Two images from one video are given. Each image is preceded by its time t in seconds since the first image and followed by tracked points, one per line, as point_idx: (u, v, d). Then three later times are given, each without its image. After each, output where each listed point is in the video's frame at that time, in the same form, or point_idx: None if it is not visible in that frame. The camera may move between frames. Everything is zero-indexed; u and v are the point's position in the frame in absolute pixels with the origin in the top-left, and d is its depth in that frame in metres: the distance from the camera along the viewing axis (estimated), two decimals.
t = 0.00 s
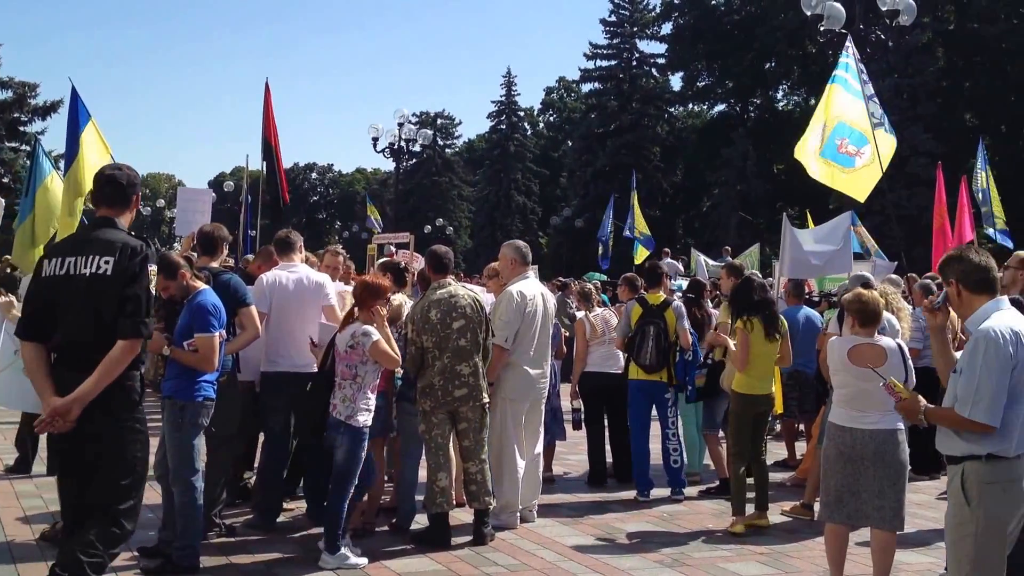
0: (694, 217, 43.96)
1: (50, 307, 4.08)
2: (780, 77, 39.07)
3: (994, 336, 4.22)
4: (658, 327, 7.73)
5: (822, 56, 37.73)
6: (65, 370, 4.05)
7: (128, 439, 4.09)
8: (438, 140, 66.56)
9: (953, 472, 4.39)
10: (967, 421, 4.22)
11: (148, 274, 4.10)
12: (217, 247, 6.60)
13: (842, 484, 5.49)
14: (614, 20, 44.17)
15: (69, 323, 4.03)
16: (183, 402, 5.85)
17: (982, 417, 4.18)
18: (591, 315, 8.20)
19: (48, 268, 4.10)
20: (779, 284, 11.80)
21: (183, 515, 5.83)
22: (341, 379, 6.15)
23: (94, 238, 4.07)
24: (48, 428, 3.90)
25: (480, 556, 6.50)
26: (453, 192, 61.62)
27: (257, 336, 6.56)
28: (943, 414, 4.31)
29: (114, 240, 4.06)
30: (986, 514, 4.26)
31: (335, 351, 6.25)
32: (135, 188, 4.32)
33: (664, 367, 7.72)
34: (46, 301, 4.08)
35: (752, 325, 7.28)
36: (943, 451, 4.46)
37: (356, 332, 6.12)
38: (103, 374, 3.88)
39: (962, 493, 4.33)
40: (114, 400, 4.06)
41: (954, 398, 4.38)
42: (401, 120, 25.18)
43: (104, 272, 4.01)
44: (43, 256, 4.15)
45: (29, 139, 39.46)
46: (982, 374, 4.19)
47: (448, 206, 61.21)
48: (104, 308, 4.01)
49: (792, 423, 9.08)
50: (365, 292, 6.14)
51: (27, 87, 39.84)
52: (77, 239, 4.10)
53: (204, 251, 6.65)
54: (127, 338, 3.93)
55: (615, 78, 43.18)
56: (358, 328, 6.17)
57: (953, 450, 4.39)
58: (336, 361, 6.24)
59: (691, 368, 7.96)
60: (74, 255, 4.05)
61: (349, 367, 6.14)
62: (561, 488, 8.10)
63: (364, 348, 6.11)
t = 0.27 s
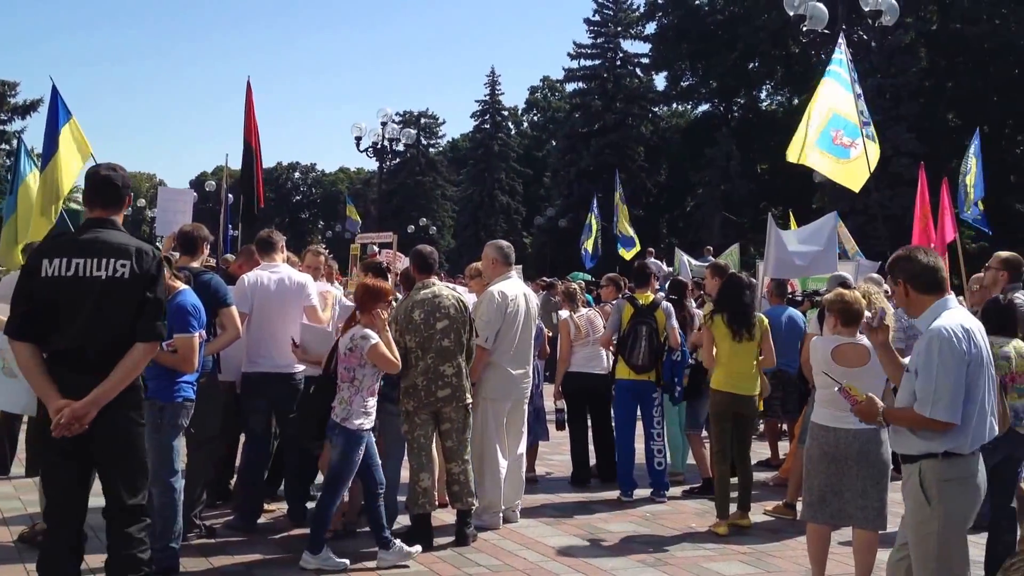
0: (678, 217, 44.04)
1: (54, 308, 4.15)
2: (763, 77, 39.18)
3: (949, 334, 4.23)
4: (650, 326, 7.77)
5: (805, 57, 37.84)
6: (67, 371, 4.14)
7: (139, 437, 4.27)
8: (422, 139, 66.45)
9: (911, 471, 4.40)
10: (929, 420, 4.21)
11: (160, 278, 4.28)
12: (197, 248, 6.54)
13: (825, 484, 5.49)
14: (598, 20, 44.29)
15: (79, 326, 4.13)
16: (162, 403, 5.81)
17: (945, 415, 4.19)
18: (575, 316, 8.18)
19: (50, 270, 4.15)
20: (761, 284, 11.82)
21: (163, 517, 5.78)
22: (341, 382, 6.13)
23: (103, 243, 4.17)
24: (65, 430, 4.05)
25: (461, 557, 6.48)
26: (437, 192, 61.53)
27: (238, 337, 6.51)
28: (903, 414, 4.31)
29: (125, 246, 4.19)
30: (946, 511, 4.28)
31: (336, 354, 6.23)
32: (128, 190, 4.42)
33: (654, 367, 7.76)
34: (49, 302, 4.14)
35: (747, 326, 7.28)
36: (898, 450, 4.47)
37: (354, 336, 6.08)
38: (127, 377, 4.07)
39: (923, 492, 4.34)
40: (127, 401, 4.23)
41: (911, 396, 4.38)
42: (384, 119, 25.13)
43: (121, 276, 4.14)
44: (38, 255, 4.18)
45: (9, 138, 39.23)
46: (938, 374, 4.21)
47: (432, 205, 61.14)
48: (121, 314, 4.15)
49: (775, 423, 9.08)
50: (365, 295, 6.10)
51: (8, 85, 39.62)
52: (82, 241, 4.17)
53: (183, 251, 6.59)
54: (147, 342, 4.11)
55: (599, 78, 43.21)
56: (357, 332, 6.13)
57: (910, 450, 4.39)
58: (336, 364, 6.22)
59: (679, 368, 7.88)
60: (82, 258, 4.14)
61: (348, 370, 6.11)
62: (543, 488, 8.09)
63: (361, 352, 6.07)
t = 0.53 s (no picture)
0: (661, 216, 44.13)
1: (70, 307, 4.17)
2: (746, 77, 39.25)
3: (902, 332, 4.25)
4: (641, 325, 7.79)
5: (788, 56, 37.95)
6: (83, 372, 4.20)
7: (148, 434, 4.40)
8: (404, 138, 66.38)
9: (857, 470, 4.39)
10: (884, 416, 4.21)
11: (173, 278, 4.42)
12: (178, 246, 6.50)
13: (806, 483, 5.52)
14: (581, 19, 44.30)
15: (101, 326, 4.20)
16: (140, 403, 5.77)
17: (899, 411, 4.20)
18: (560, 315, 8.18)
19: (69, 271, 4.16)
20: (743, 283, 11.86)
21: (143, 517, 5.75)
22: (358, 382, 6.11)
23: (125, 245, 4.24)
24: (95, 429, 4.15)
25: (444, 557, 6.47)
26: (420, 191, 61.49)
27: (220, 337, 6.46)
28: (851, 412, 4.28)
29: (144, 247, 4.29)
30: (896, 507, 4.30)
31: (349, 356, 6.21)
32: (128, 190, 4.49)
33: (644, 365, 7.74)
34: (67, 302, 4.17)
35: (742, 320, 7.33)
36: (842, 450, 4.46)
37: (367, 335, 6.08)
38: (156, 375, 4.24)
39: (872, 489, 4.34)
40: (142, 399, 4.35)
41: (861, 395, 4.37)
42: (366, 118, 25.08)
43: (145, 278, 4.26)
44: (50, 254, 4.16)
45: None
46: (891, 371, 4.20)
47: (414, 204, 61.10)
48: (144, 313, 4.27)
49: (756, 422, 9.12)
50: (376, 293, 6.13)
51: None
52: (100, 243, 4.21)
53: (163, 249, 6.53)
54: (170, 342, 4.29)
55: (582, 77, 43.20)
56: (370, 331, 6.14)
57: (858, 448, 4.39)
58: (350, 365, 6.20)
59: (670, 368, 8.02)
60: (104, 260, 4.19)
61: (364, 369, 6.09)
62: (525, 488, 8.09)
63: (377, 351, 6.07)
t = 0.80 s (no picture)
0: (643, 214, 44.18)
1: (77, 307, 4.24)
2: (726, 76, 39.22)
3: (843, 320, 4.43)
4: (628, 323, 7.80)
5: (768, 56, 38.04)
6: (91, 368, 4.27)
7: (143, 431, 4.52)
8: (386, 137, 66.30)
9: (796, 458, 4.58)
10: (819, 400, 4.39)
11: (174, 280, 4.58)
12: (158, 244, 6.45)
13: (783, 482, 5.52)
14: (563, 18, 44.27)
15: (110, 323, 4.29)
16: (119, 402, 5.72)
17: (836, 397, 4.38)
18: (541, 313, 8.16)
19: (82, 267, 4.23)
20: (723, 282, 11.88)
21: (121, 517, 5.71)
22: (364, 381, 6.03)
23: (135, 246, 4.37)
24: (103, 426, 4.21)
25: (423, 556, 6.47)
26: (401, 189, 61.42)
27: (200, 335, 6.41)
28: (796, 396, 4.46)
29: (152, 249, 4.43)
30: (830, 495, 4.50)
31: (353, 352, 6.11)
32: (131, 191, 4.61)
33: (631, 363, 7.76)
34: (77, 298, 4.24)
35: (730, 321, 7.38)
36: (781, 439, 4.65)
37: (376, 333, 5.99)
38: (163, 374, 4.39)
39: (810, 478, 4.53)
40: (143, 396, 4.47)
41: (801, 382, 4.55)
42: (347, 117, 25.03)
43: (154, 278, 4.40)
44: (63, 250, 4.22)
45: None
46: (830, 355, 4.38)
47: (396, 203, 61.03)
48: (150, 314, 4.40)
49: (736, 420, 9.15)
50: (384, 291, 6.03)
51: None
52: (113, 243, 4.32)
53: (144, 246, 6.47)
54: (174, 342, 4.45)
55: (563, 76, 43.17)
56: (378, 329, 6.05)
57: (796, 436, 4.57)
58: (354, 361, 6.10)
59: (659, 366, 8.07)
60: (115, 259, 4.30)
61: (371, 368, 6.03)
62: (506, 487, 8.09)
63: (385, 349, 5.98)
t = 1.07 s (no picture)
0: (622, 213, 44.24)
1: (81, 304, 4.29)
2: (706, 74, 38.93)
3: (782, 318, 4.55)
4: (611, 321, 7.81)
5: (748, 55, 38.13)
6: (92, 365, 4.31)
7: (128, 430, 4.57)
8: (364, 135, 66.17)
9: (741, 451, 4.67)
10: (759, 397, 4.52)
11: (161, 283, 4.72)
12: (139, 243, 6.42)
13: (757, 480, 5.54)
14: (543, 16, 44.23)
15: (110, 321, 4.36)
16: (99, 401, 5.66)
17: (773, 391, 4.50)
18: (519, 312, 8.15)
19: (86, 264, 4.28)
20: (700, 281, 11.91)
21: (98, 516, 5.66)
22: (376, 381, 5.98)
23: (133, 247, 4.48)
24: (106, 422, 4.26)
25: (400, 555, 6.46)
26: (381, 188, 61.28)
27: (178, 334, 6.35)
28: (740, 392, 4.59)
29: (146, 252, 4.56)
30: (768, 485, 4.57)
31: (361, 352, 6.04)
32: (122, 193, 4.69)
33: (614, 362, 7.78)
34: (81, 295, 4.28)
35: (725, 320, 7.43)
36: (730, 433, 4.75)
37: (392, 335, 6.00)
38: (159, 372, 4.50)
39: (749, 470, 4.63)
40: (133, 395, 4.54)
41: (744, 379, 4.68)
42: (325, 115, 24.93)
43: (150, 279, 4.53)
44: (68, 246, 4.26)
45: None
46: (771, 352, 4.50)
47: (375, 202, 60.91)
48: (145, 315, 4.51)
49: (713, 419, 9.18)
50: (397, 293, 6.05)
51: None
52: (113, 243, 4.40)
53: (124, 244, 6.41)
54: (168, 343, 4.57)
55: (543, 75, 43.12)
56: (391, 331, 6.04)
57: (741, 430, 4.68)
58: (361, 361, 6.03)
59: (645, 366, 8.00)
60: (116, 258, 4.38)
61: (384, 369, 6.00)
62: (483, 486, 8.08)
63: (400, 351, 6.02)
